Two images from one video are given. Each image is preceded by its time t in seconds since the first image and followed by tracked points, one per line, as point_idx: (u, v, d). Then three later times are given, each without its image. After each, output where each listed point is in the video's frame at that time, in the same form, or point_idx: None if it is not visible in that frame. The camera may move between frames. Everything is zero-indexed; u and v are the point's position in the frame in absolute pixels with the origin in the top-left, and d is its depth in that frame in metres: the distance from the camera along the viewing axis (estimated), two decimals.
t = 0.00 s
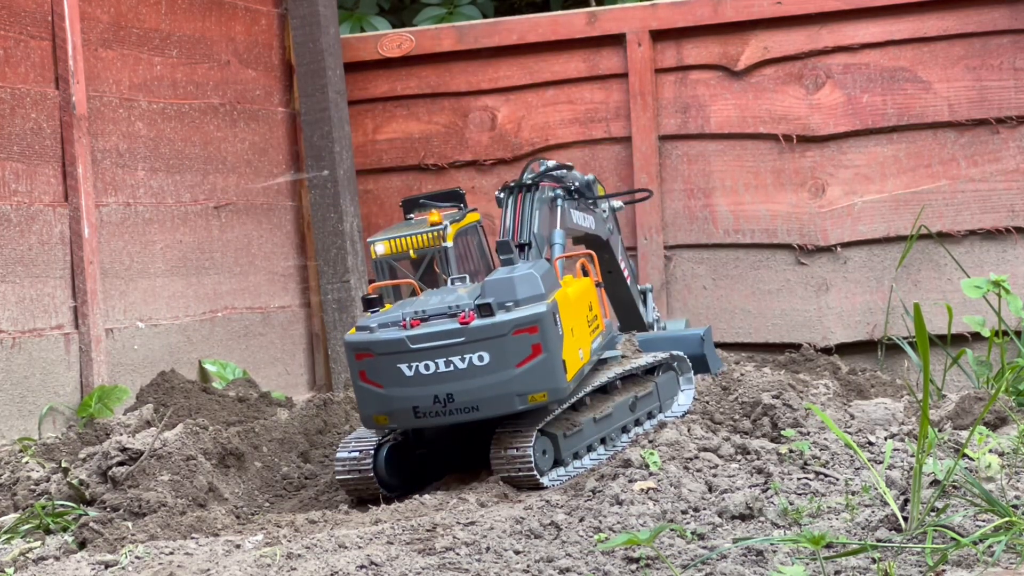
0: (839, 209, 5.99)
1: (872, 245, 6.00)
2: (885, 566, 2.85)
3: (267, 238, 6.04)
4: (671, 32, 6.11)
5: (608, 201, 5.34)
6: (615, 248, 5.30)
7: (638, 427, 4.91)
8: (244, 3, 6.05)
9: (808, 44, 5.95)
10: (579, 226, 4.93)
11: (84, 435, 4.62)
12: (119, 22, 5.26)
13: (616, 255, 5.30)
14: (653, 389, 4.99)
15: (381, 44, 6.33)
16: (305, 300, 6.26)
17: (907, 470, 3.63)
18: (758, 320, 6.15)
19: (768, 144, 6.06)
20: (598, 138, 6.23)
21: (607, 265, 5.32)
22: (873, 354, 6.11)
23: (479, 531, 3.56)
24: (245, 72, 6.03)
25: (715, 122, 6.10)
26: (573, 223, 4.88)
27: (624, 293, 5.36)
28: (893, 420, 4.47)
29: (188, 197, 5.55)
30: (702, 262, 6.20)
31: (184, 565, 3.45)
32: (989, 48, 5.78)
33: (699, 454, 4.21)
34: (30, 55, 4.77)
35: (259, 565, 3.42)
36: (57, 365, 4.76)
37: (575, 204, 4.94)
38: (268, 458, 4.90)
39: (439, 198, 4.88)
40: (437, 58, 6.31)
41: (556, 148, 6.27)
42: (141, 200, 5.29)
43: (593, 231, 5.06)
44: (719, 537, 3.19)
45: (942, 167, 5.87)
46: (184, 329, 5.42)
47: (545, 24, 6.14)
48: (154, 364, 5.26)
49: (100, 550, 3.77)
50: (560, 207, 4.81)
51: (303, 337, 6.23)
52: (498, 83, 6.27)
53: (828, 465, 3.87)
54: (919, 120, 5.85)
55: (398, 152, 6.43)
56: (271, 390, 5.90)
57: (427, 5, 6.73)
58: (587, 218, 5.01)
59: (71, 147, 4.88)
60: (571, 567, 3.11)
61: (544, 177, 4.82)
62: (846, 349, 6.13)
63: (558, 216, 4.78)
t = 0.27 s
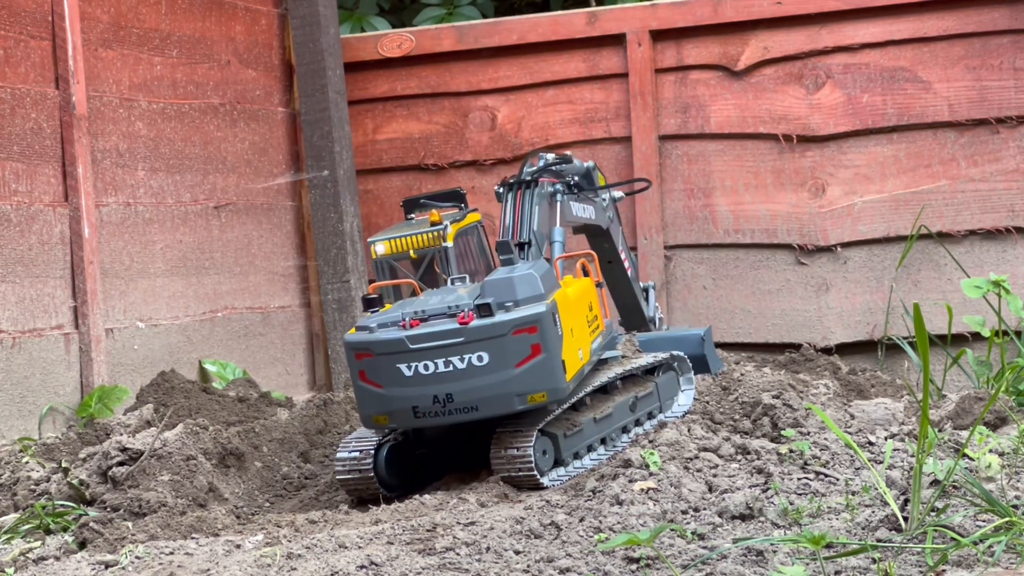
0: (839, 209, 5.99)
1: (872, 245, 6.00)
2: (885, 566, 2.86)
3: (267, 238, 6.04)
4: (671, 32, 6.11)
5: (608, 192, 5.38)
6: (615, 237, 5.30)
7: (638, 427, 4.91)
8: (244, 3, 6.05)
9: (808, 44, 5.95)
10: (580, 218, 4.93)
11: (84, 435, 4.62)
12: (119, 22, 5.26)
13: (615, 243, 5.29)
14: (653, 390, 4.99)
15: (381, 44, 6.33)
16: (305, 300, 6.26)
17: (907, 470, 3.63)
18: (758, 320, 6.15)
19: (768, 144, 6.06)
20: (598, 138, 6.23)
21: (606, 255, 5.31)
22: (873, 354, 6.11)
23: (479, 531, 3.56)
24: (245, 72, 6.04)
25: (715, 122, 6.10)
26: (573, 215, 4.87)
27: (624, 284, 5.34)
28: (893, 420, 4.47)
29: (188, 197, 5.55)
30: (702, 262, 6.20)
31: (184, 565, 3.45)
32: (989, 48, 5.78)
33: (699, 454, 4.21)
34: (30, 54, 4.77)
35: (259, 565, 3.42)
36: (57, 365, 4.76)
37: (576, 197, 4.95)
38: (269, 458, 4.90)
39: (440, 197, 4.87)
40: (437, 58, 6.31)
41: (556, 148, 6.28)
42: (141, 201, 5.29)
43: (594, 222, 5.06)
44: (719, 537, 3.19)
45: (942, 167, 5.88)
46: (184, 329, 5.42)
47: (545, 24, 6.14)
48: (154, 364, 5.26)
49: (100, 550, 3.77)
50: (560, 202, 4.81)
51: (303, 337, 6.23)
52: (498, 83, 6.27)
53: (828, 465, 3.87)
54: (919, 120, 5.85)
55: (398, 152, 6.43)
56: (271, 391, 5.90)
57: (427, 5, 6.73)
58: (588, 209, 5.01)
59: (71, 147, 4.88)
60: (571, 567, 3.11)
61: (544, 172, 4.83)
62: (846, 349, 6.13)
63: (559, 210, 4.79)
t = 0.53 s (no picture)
0: (840, 209, 5.99)
1: (872, 245, 6.00)
2: (885, 566, 2.86)
3: (267, 238, 6.04)
4: (671, 32, 6.11)
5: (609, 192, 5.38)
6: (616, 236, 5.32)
7: (638, 427, 4.90)
8: (244, 3, 6.05)
9: (808, 44, 5.95)
10: (580, 217, 4.94)
11: (84, 435, 4.62)
12: (119, 22, 5.26)
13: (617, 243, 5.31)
14: (653, 389, 4.98)
15: (381, 44, 6.33)
16: (305, 300, 6.26)
17: (907, 470, 3.63)
18: (758, 320, 6.15)
19: (768, 144, 6.06)
20: (598, 138, 6.23)
21: (608, 255, 5.34)
22: (873, 354, 6.11)
23: (479, 530, 3.56)
24: (245, 72, 6.04)
25: (715, 122, 6.10)
26: (574, 215, 4.88)
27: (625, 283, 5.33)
28: (893, 420, 4.47)
29: (188, 197, 5.55)
30: (702, 262, 6.20)
31: (184, 565, 3.45)
32: (989, 48, 5.78)
33: (699, 454, 4.21)
34: (30, 54, 4.77)
35: (259, 565, 3.41)
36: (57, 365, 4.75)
37: (576, 196, 4.94)
38: (268, 458, 4.90)
39: (440, 197, 4.89)
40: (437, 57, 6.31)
41: (556, 148, 6.28)
42: (141, 200, 5.29)
43: (594, 220, 5.07)
44: (719, 537, 3.19)
45: (942, 167, 5.88)
46: (184, 329, 5.42)
47: (545, 24, 6.14)
48: (154, 364, 5.26)
49: (100, 550, 3.77)
50: (560, 201, 4.81)
51: (303, 337, 6.23)
52: (498, 83, 6.27)
53: (828, 465, 3.87)
54: (919, 120, 5.85)
55: (398, 152, 6.43)
56: (271, 391, 5.90)
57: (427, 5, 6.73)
58: (588, 208, 5.02)
59: (71, 146, 4.88)
60: (571, 567, 3.11)
61: (543, 172, 4.83)
62: (846, 349, 6.13)
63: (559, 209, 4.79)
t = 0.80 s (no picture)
0: (840, 209, 5.99)
1: (872, 245, 6.00)
2: (885, 566, 2.86)
3: (267, 238, 6.04)
4: (671, 32, 6.11)
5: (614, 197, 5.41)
6: (621, 238, 5.35)
7: (638, 427, 4.90)
8: (244, 3, 6.05)
9: (808, 44, 5.95)
10: (582, 218, 4.95)
11: (84, 435, 4.62)
12: (119, 22, 5.26)
13: (621, 245, 5.35)
14: (653, 389, 4.98)
15: (381, 44, 6.33)
16: (305, 300, 6.26)
17: (908, 471, 3.63)
18: (758, 320, 6.15)
19: (768, 144, 6.06)
20: (598, 138, 6.23)
21: (612, 258, 5.38)
22: (873, 354, 6.11)
23: (479, 531, 3.56)
24: (245, 72, 6.04)
25: (715, 122, 6.10)
26: (576, 216, 4.89)
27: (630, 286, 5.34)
28: (893, 420, 4.47)
29: (188, 197, 5.55)
30: (702, 262, 6.20)
31: (184, 565, 3.45)
32: (989, 48, 5.78)
33: (699, 454, 4.21)
34: (30, 55, 4.76)
35: (259, 565, 3.41)
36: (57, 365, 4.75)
37: (578, 198, 4.96)
38: (269, 458, 4.90)
39: (441, 198, 4.89)
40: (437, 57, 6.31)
41: (556, 148, 6.28)
42: (141, 201, 5.29)
43: (596, 222, 5.09)
44: (719, 537, 3.19)
45: (942, 167, 5.88)
46: (184, 329, 5.42)
47: (545, 24, 6.14)
48: (155, 364, 5.26)
49: (100, 550, 3.77)
50: (562, 201, 4.81)
51: (303, 337, 6.23)
52: (498, 83, 6.27)
53: (828, 465, 3.87)
54: (918, 120, 5.85)
55: (398, 152, 6.43)
56: (271, 391, 5.90)
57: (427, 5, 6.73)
58: (590, 210, 5.04)
59: (71, 146, 4.88)
60: (571, 567, 3.11)
61: (545, 173, 4.83)
62: (846, 349, 6.13)
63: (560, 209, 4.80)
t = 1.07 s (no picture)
0: (840, 209, 5.99)
1: (872, 245, 6.00)
2: (885, 566, 2.86)
3: (267, 238, 6.04)
4: (671, 32, 6.11)
5: (618, 197, 5.40)
6: (625, 239, 5.36)
7: (638, 427, 4.90)
8: (244, 3, 6.05)
9: (808, 44, 5.95)
10: (585, 218, 4.96)
11: (84, 435, 4.63)
12: (119, 22, 5.26)
13: (625, 246, 5.36)
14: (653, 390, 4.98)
15: (381, 44, 6.33)
16: (305, 300, 6.26)
17: (907, 470, 3.63)
18: (758, 320, 6.15)
19: (768, 144, 6.06)
20: (598, 138, 6.23)
21: (616, 259, 5.39)
22: (873, 354, 6.11)
23: (479, 530, 3.56)
24: (245, 72, 6.04)
25: (715, 122, 6.10)
26: (578, 216, 4.90)
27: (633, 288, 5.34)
28: (893, 420, 4.47)
29: (188, 197, 5.55)
30: (702, 262, 6.20)
31: (184, 565, 3.45)
32: (989, 48, 5.78)
33: (699, 454, 4.21)
34: (30, 55, 4.77)
35: (259, 565, 3.41)
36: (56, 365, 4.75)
37: (580, 197, 4.97)
38: (269, 458, 4.90)
39: (442, 198, 4.90)
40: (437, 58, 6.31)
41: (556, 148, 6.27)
42: (141, 200, 5.29)
43: (599, 221, 5.09)
44: (719, 537, 3.19)
45: (942, 167, 5.88)
46: (184, 329, 5.42)
47: (545, 24, 6.14)
48: (155, 364, 5.26)
49: (100, 550, 3.77)
50: (563, 201, 4.81)
51: (303, 337, 6.23)
52: (498, 83, 6.27)
53: (828, 465, 3.87)
54: (919, 120, 5.85)
55: (398, 152, 6.43)
56: (271, 391, 5.90)
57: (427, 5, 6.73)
58: (593, 210, 5.05)
59: (71, 146, 4.88)
60: (571, 567, 3.11)
61: (547, 172, 4.82)
62: (846, 349, 6.13)
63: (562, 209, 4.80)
